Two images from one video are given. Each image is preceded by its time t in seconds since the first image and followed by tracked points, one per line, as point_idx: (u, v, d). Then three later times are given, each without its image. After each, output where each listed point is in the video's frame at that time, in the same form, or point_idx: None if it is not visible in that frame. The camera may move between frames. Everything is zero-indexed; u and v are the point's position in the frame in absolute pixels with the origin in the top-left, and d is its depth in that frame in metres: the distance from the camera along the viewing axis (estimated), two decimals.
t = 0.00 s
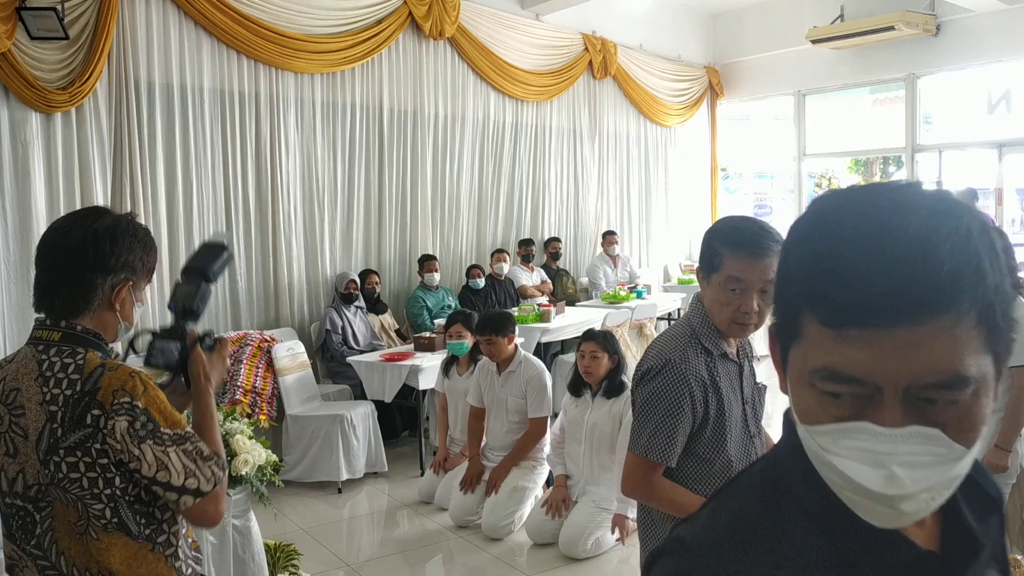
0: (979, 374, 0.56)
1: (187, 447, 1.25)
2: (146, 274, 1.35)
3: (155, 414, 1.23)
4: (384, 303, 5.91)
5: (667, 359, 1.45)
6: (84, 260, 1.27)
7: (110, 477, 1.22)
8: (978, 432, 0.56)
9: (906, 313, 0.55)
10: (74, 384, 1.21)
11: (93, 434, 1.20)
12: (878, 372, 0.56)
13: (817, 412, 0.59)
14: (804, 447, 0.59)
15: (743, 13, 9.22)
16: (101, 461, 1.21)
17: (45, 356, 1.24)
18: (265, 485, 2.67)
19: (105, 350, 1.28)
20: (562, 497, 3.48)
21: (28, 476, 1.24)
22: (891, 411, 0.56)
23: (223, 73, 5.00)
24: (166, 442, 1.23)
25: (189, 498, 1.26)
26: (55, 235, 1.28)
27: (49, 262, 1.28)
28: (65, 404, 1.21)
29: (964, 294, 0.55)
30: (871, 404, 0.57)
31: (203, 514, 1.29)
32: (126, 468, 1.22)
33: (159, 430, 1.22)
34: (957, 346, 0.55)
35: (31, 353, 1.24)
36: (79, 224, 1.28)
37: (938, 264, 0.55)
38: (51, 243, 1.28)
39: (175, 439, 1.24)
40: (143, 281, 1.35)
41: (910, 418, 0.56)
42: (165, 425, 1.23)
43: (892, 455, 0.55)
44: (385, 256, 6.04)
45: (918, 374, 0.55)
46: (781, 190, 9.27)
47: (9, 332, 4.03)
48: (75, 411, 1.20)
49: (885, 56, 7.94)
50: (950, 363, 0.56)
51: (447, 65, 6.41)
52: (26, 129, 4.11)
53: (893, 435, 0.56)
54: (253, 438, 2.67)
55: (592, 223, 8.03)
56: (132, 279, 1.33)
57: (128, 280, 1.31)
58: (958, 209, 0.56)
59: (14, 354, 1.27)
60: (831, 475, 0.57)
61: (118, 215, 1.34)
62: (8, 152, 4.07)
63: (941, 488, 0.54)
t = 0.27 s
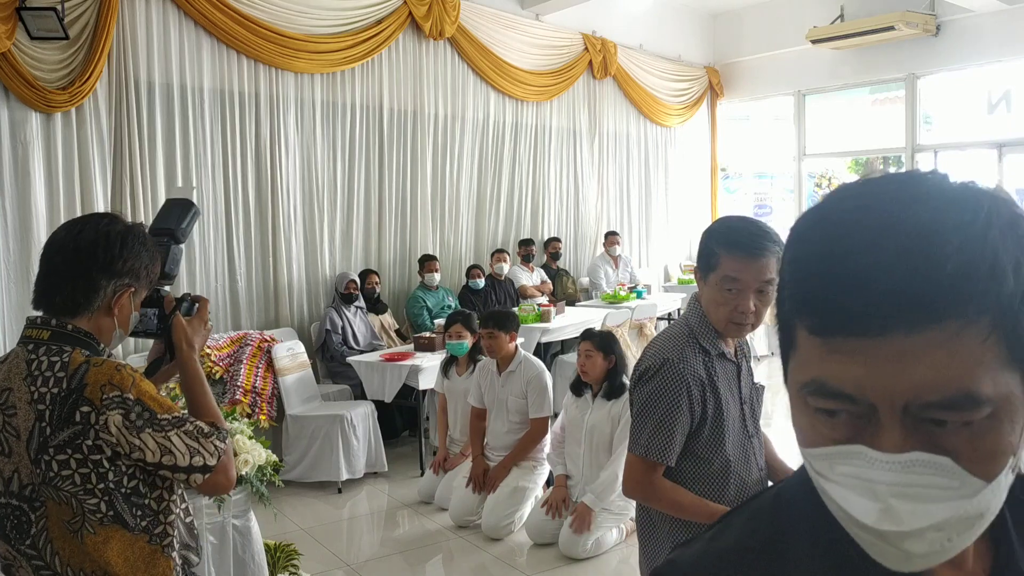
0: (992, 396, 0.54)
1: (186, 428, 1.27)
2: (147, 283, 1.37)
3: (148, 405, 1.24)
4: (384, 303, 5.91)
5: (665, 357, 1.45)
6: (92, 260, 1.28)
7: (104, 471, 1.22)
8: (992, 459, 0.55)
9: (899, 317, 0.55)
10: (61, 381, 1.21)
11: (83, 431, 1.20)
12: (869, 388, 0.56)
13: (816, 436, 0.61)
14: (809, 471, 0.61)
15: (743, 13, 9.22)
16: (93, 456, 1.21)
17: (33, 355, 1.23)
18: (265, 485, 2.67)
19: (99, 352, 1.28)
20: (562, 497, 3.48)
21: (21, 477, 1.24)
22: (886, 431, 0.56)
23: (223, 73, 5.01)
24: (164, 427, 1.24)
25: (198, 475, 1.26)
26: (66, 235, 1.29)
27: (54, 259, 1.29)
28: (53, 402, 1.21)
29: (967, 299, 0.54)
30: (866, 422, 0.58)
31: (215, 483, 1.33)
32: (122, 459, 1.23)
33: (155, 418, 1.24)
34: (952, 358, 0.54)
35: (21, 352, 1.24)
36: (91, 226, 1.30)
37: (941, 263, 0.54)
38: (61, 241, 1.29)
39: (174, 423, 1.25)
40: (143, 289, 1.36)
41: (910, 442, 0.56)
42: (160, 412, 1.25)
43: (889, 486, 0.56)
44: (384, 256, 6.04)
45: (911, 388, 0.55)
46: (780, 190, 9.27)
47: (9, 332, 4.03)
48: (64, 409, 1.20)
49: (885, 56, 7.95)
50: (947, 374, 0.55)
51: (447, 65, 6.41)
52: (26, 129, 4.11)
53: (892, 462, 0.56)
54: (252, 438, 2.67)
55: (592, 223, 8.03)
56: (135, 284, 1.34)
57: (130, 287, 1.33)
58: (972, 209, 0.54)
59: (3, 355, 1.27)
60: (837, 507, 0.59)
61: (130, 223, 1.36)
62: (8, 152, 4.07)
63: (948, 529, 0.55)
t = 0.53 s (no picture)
0: (976, 399, 0.54)
1: (183, 430, 1.27)
2: (147, 285, 1.37)
3: (146, 407, 1.24)
4: (384, 303, 5.90)
5: (662, 357, 1.45)
6: (93, 260, 1.28)
7: (101, 472, 1.22)
8: (978, 472, 0.54)
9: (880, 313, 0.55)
10: (59, 382, 1.21)
11: (81, 431, 1.20)
12: (845, 391, 0.57)
13: (801, 438, 0.62)
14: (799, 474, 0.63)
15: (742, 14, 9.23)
16: (91, 457, 1.21)
17: (32, 355, 1.23)
18: (265, 485, 2.67)
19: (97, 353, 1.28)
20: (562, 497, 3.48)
21: (19, 476, 1.23)
22: (863, 433, 0.57)
23: (223, 73, 5.01)
24: (162, 429, 1.25)
25: (195, 476, 1.27)
26: (67, 235, 1.30)
27: (54, 258, 1.29)
28: (51, 402, 1.21)
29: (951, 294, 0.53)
30: (846, 424, 0.59)
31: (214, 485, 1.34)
32: (120, 459, 1.23)
33: (153, 419, 1.24)
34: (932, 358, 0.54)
35: (20, 351, 1.24)
36: (93, 226, 1.30)
37: (932, 258, 0.53)
38: (62, 241, 1.29)
39: (171, 425, 1.26)
40: (143, 290, 1.37)
41: (887, 446, 0.57)
42: (157, 413, 1.25)
43: (863, 492, 0.57)
44: (384, 256, 6.04)
45: (891, 386, 0.55)
46: (780, 191, 9.26)
47: (9, 332, 4.04)
48: (62, 409, 1.20)
49: (885, 56, 7.95)
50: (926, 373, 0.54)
51: (447, 65, 6.41)
52: (26, 129, 4.12)
53: (865, 466, 0.57)
54: (252, 438, 2.67)
55: (592, 223, 8.03)
56: (135, 285, 1.34)
57: (130, 287, 1.33)
58: (965, 201, 0.54)
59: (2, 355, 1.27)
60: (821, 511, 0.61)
61: (132, 224, 1.36)
62: (8, 152, 4.07)
63: (933, 539, 0.55)
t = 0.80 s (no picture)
0: (991, 388, 0.49)
1: (184, 431, 1.27)
2: (149, 285, 1.37)
3: (147, 407, 1.24)
4: (384, 303, 5.90)
5: (661, 358, 1.45)
6: (96, 259, 1.28)
7: (102, 472, 1.22)
8: (999, 466, 0.50)
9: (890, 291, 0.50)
10: (60, 381, 1.21)
11: (82, 431, 1.20)
12: (855, 372, 0.53)
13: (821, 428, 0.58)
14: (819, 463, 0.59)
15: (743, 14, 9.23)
16: (92, 457, 1.21)
17: (34, 355, 1.23)
18: (265, 485, 2.67)
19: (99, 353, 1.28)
20: (562, 497, 3.47)
21: (19, 476, 1.23)
22: (875, 420, 0.53)
23: (223, 73, 5.01)
24: (163, 429, 1.24)
25: (195, 477, 1.26)
26: (71, 235, 1.30)
27: (58, 258, 1.29)
28: (53, 402, 1.21)
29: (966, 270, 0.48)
30: (859, 414, 0.55)
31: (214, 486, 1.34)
32: (121, 458, 1.23)
33: (155, 419, 1.24)
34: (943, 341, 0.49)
35: (22, 351, 1.24)
36: (96, 226, 1.30)
37: (940, 243, 0.49)
38: (65, 241, 1.29)
39: (172, 425, 1.26)
40: (145, 291, 1.36)
41: (901, 433, 0.53)
42: (159, 414, 1.25)
43: (875, 481, 0.53)
44: (384, 256, 6.04)
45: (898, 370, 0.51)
46: (780, 191, 9.26)
47: (9, 331, 4.04)
48: (63, 409, 1.20)
49: (885, 56, 7.94)
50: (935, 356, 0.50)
51: (447, 65, 6.41)
52: (26, 129, 4.11)
53: (879, 454, 0.53)
54: (252, 438, 2.67)
55: (592, 223, 8.03)
56: (138, 285, 1.34)
57: (132, 288, 1.33)
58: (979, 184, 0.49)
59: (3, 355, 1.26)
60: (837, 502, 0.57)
61: (135, 225, 1.36)
62: (8, 152, 4.07)
63: (953, 535, 0.49)
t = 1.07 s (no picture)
0: None
1: (186, 431, 1.27)
2: (151, 286, 1.37)
3: (150, 407, 1.24)
4: (384, 303, 5.90)
5: (662, 358, 1.45)
6: (99, 259, 1.28)
7: (105, 472, 1.22)
8: None
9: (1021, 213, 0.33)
10: (64, 381, 1.21)
11: (85, 431, 1.20)
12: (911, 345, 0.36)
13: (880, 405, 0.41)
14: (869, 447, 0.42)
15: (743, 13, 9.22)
16: (95, 456, 1.21)
17: (37, 354, 1.23)
18: (265, 485, 2.68)
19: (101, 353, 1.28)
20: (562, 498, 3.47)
21: (22, 475, 1.23)
22: (938, 405, 0.35)
23: (223, 73, 5.01)
24: (166, 429, 1.24)
25: (198, 477, 1.26)
26: (72, 235, 1.30)
27: (59, 257, 1.29)
28: (55, 402, 1.21)
29: None
30: (928, 400, 0.36)
31: (216, 486, 1.34)
32: (124, 459, 1.23)
33: (157, 419, 1.24)
34: None
35: (24, 351, 1.24)
36: (98, 226, 1.31)
37: None
38: (67, 241, 1.29)
39: (175, 425, 1.26)
40: (147, 291, 1.36)
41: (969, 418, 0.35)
42: (162, 414, 1.25)
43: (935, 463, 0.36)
44: (384, 256, 6.05)
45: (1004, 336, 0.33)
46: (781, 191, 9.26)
47: (8, 331, 4.04)
48: (66, 409, 1.20)
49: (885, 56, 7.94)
50: None
51: (447, 65, 6.42)
52: (26, 129, 4.11)
53: (943, 439, 0.36)
54: (252, 438, 2.67)
55: (592, 223, 8.04)
56: (140, 286, 1.34)
57: (134, 288, 1.33)
58: None
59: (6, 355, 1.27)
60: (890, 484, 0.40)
61: (136, 225, 1.36)
62: (8, 152, 4.07)
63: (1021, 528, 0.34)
